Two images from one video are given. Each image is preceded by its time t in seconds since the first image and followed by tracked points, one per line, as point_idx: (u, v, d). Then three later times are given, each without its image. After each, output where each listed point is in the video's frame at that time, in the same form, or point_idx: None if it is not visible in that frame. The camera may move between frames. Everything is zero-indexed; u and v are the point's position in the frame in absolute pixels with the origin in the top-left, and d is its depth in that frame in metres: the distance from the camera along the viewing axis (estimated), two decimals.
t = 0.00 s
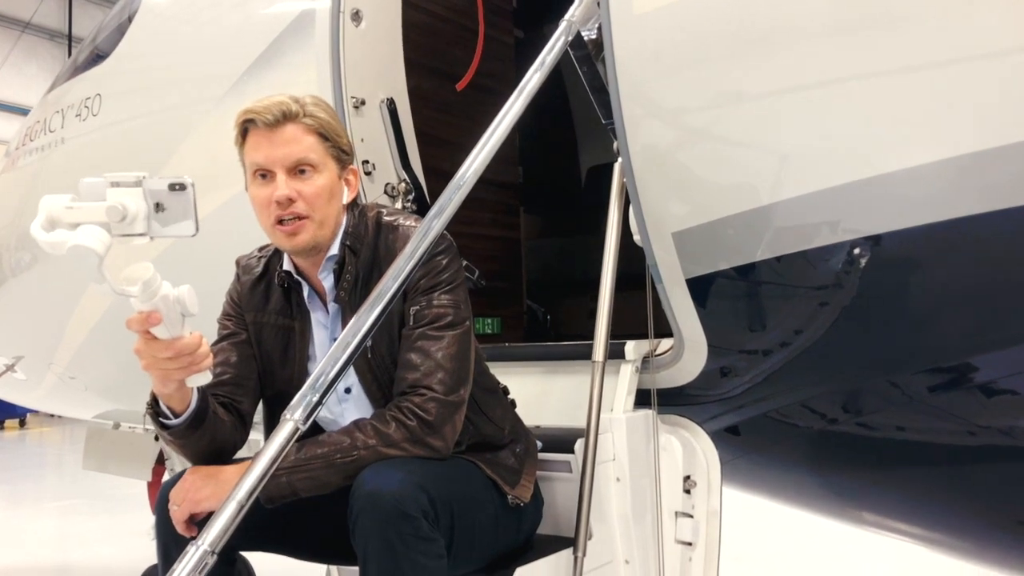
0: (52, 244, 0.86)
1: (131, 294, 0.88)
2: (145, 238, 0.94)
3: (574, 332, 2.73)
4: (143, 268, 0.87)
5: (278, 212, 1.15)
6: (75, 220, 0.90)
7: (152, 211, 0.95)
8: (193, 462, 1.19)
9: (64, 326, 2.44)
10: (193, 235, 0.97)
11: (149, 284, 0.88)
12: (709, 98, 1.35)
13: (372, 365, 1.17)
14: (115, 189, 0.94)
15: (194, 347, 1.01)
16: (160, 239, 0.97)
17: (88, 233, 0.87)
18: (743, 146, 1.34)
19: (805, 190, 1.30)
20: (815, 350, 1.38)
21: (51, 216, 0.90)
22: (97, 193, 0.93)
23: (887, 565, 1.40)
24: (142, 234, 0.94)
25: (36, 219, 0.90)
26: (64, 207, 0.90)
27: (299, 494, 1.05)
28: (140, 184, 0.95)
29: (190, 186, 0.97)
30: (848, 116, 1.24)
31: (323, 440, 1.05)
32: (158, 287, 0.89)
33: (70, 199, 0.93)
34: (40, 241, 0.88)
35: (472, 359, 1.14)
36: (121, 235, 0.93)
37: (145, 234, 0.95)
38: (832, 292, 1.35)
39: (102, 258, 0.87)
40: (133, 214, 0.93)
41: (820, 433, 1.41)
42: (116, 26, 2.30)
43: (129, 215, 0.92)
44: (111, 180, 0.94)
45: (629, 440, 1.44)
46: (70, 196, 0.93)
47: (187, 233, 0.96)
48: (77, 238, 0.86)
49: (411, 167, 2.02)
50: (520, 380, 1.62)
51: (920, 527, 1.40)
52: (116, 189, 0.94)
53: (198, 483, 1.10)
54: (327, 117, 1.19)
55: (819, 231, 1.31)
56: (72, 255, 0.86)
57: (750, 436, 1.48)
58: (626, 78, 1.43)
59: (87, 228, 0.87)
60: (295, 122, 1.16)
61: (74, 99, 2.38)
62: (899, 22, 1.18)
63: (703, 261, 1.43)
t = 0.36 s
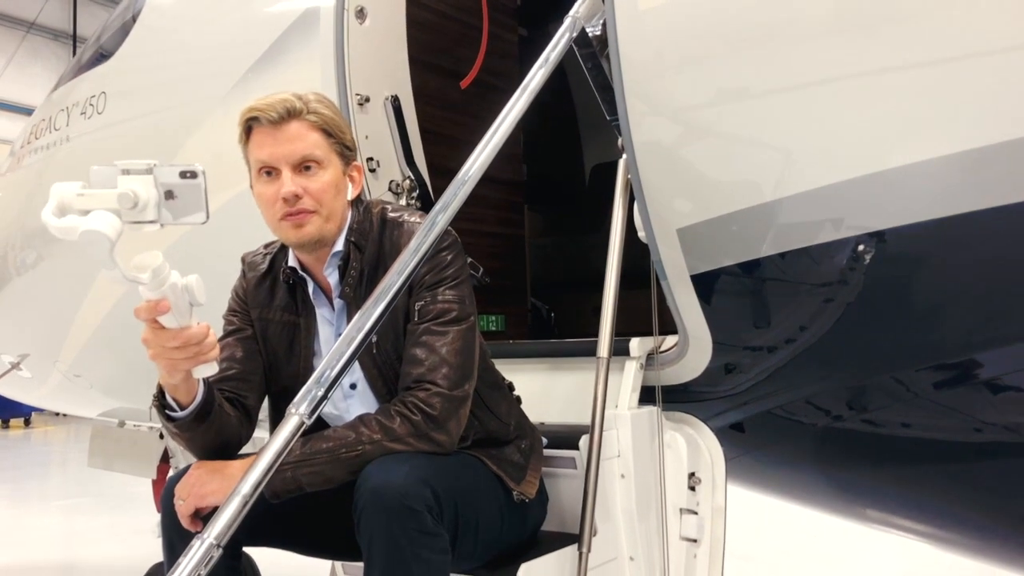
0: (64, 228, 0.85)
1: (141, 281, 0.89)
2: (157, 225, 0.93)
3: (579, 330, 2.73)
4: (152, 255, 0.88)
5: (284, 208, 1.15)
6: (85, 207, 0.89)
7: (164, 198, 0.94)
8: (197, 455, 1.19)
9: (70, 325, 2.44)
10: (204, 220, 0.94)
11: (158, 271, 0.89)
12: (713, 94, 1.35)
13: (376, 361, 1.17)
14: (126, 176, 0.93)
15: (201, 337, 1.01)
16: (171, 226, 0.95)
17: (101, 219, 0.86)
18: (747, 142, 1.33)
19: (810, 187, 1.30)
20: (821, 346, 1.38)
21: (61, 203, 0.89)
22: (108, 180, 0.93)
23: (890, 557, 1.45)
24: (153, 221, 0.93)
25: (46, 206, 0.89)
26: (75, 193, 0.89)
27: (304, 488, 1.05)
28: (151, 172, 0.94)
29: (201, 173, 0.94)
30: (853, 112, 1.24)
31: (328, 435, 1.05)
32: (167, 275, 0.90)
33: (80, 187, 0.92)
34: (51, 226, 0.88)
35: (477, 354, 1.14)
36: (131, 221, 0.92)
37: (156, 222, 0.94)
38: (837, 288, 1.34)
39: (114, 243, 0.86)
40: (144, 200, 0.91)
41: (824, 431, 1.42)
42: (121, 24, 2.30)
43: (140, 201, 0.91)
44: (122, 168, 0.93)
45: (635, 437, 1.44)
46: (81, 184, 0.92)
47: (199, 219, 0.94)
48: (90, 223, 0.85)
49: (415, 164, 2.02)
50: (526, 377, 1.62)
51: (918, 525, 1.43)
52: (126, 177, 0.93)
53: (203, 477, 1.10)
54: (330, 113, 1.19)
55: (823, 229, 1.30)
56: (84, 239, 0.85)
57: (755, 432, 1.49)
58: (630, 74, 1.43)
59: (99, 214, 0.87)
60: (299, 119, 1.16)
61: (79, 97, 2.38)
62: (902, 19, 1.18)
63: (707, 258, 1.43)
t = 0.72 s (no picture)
0: (69, 213, 0.84)
1: (147, 268, 0.88)
2: (162, 211, 0.93)
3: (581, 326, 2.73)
4: (157, 242, 0.88)
5: (289, 197, 1.15)
6: (91, 191, 0.88)
7: (169, 183, 0.94)
8: (199, 446, 1.19)
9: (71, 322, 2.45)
10: (211, 207, 0.95)
11: (163, 258, 0.89)
12: (716, 88, 1.35)
13: (379, 353, 1.17)
14: (131, 162, 0.93)
15: (205, 326, 1.01)
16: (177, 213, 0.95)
17: (108, 202, 0.85)
18: (750, 136, 1.33)
19: (813, 180, 1.29)
20: (822, 341, 1.38)
21: (67, 187, 0.88)
22: (112, 167, 0.92)
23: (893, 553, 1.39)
24: (159, 207, 0.93)
25: (51, 190, 0.88)
26: (80, 178, 0.88)
27: (307, 480, 1.05)
28: (157, 158, 0.94)
29: (207, 159, 0.95)
30: (856, 106, 1.23)
31: (331, 425, 1.05)
32: (172, 262, 0.90)
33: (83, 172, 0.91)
34: (57, 210, 0.85)
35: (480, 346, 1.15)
36: (137, 207, 0.92)
37: (162, 209, 0.94)
38: (838, 283, 1.34)
39: (122, 228, 0.85)
40: (151, 186, 0.92)
41: (827, 425, 1.42)
42: (123, 22, 2.31)
43: (147, 186, 0.91)
44: (128, 154, 0.93)
45: (637, 431, 1.44)
46: (85, 169, 0.91)
47: (204, 206, 0.94)
48: (97, 207, 0.84)
49: (418, 159, 2.02)
50: (528, 372, 1.62)
51: (926, 522, 1.40)
52: (131, 162, 0.93)
53: (205, 469, 1.10)
54: (333, 103, 1.19)
55: (825, 222, 1.30)
56: (91, 224, 0.84)
57: (759, 426, 1.48)
58: (632, 69, 1.42)
59: (105, 198, 0.86)
60: (303, 108, 1.16)
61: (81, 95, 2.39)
62: (904, 12, 1.17)
63: (709, 252, 1.42)
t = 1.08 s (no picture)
0: (82, 198, 0.83)
1: (158, 254, 0.89)
2: (173, 197, 0.95)
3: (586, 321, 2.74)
4: (167, 228, 0.88)
5: (296, 184, 1.15)
6: (103, 176, 0.89)
7: (180, 169, 0.95)
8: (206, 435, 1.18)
9: (78, 317, 2.45)
10: (223, 191, 0.96)
11: (173, 245, 0.89)
12: (722, 81, 1.34)
13: (387, 343, 1.18)
14: (142, 148, 0.94)
15: (215, 312, 1.01)
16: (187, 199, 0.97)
17: (121, 186, 0.84)
18: (757, 129, 1.33)
19: (821, 172, 1.29)
20: (828, 334, 1.38)
21: (78, 172, 0.89)
22: (123, 152, 0.93)
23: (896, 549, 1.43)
24: (171, 192, 0.95)
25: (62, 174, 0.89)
26: (91, 164, 0.89)
27: (310, 467, 1.04)
28: (168, 144, 0.95)
29: (218, 146, 0.96)
30: (864, 98, 1.23)
31: (338, 413, 1.05)
32: (182, 248, 0.90)
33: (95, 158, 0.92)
34: (69, 195, 0.85)
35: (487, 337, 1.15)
36: (149, 192, 0.93)
37: (172, 194, 0.95)
38: (843, 276, 1.34)
39: (135, 212, 0.84)
40: (163, 171, 0.93)
41: (832, 418, 1.43)
42: (128, 17, 2.31)
43: (160, 171, 0.92)
44: (140, 140, 0.94)
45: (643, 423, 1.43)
46: (96, 155, 0.92)
47: (217, 189, 0.96)
48: (109, 191, 0.83)
49: (423, 153, 2.02)
50: (534, 366, 1.61)
51: (931, 512, 1.48)
52: (143, 148, 0.94)
53: (209, 450, 1.08)
54: (341, 92, 1.20)
55: (829, 214, 1.30)
56: (105, 208, 0.83)
57: (764, 420, 1.52)
58: (639, 61, 1.42)
59: (118, 182, 0.85)
60: (311, 96, 1.17)
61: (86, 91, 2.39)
62: (912, 4, 1.17)
63: (714, 244, 1.42)
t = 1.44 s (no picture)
0: (102, 192, 0.83)
1: (172, 250, 0.89)
2: (189, 192, 0.96)
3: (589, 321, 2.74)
4: (182, 225, 0.89)
5: (300, 184, 1.16)
6: (120, 172, 0.89)
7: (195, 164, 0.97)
8: (210, 433, 1.19)
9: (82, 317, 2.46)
10: (238, 188, 1.00)
11: (187, 241, 0.89)
12: (725, 81, 1.35)
13: (390, 343, 1.18)
14: (158, 144, 0.94)
15: (222, 311, 1.02)
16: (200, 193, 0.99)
17: (139, 181, 0.84)
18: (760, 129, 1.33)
19: (824, 172, 1.29)
20: (831, 333, 1.39)
21: (95, 167, 0.88)
22: (139, 148, 0.93)
23: (900, 551, 1.41)
24: (186, 188, 0.96)
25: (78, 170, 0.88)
26: (108, 159, 0.89)
27: (315, 468, 1.05)
28: (183, 141, 0.96)
29: (235, 142, 1.00)
30: (867, 98, 1.23)
31: (341, 413, 1.05)
32: (194, 245, 0.91)
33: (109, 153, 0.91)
34: (86, 189, 0.85)
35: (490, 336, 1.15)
36: (165, 187, 0.94)
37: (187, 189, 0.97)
38: (846, 276, 1.34)
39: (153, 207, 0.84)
40: (180, 167, 0.94)
41: (836, 417, 1.41)
42: (132, 18, 2.31)
43: (178, 168, 0.93)
44: (156, 136, 0.94)
45: (647, 423, 1.43)
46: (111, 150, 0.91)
47: (233, 187, 0.99)
48: (128, 186, 0.83)
49: (426, 153, 2.02)
50: (537, 366, 1.62)
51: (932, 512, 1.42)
52: (159, 144, 0.94)
53: (212, 455, 1.09)
54: (343, 93, 1.20)
55: (832, 213, 1.30)
56: (124, 203, 0.82)
57: (767, 419, 1.49)
58: (642, 62, 1.42)
59: (137, 177, 0.85)
60: (314, 97, 1.17)
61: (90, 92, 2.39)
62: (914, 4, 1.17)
63: (717, 244, 1.42)
